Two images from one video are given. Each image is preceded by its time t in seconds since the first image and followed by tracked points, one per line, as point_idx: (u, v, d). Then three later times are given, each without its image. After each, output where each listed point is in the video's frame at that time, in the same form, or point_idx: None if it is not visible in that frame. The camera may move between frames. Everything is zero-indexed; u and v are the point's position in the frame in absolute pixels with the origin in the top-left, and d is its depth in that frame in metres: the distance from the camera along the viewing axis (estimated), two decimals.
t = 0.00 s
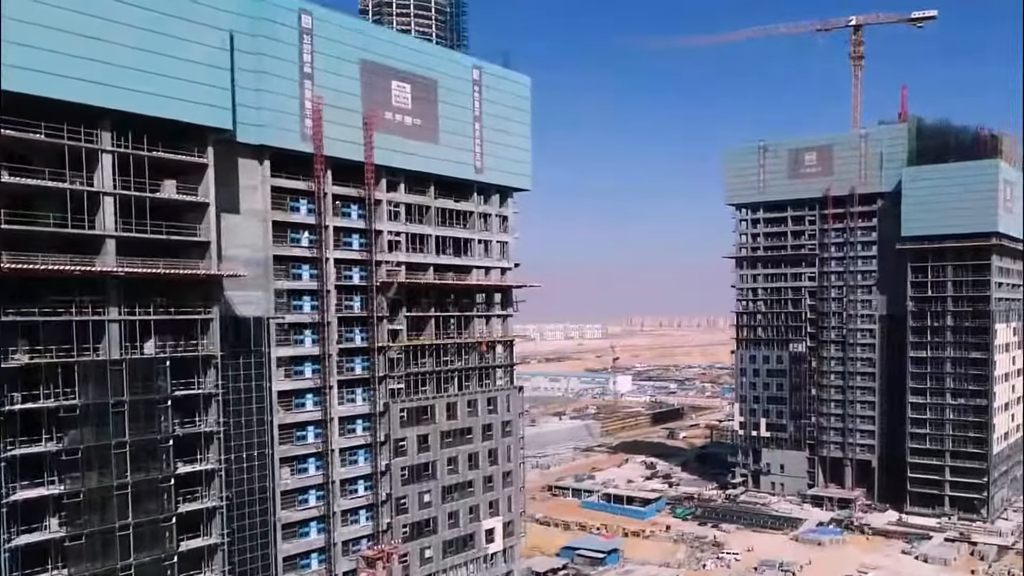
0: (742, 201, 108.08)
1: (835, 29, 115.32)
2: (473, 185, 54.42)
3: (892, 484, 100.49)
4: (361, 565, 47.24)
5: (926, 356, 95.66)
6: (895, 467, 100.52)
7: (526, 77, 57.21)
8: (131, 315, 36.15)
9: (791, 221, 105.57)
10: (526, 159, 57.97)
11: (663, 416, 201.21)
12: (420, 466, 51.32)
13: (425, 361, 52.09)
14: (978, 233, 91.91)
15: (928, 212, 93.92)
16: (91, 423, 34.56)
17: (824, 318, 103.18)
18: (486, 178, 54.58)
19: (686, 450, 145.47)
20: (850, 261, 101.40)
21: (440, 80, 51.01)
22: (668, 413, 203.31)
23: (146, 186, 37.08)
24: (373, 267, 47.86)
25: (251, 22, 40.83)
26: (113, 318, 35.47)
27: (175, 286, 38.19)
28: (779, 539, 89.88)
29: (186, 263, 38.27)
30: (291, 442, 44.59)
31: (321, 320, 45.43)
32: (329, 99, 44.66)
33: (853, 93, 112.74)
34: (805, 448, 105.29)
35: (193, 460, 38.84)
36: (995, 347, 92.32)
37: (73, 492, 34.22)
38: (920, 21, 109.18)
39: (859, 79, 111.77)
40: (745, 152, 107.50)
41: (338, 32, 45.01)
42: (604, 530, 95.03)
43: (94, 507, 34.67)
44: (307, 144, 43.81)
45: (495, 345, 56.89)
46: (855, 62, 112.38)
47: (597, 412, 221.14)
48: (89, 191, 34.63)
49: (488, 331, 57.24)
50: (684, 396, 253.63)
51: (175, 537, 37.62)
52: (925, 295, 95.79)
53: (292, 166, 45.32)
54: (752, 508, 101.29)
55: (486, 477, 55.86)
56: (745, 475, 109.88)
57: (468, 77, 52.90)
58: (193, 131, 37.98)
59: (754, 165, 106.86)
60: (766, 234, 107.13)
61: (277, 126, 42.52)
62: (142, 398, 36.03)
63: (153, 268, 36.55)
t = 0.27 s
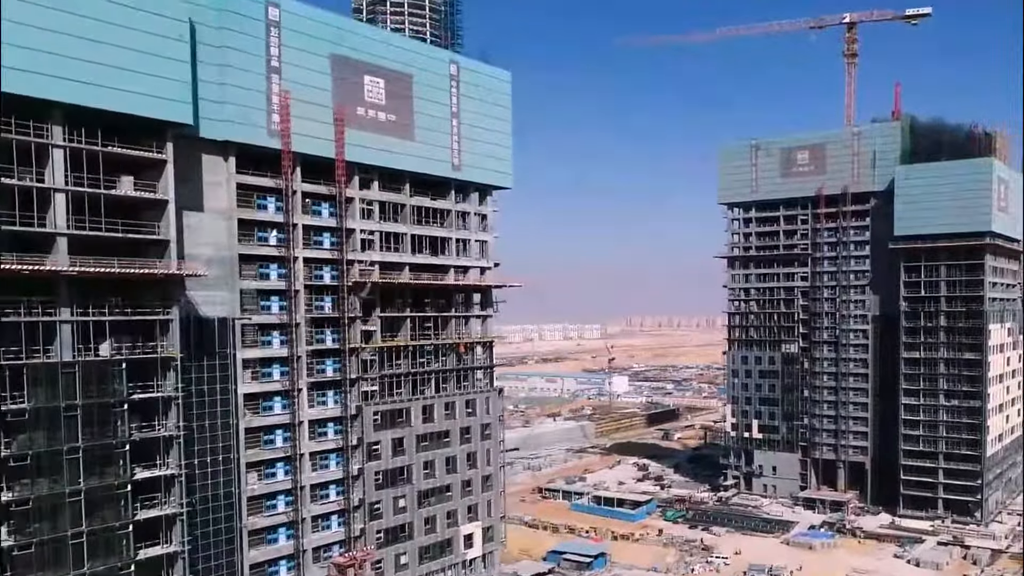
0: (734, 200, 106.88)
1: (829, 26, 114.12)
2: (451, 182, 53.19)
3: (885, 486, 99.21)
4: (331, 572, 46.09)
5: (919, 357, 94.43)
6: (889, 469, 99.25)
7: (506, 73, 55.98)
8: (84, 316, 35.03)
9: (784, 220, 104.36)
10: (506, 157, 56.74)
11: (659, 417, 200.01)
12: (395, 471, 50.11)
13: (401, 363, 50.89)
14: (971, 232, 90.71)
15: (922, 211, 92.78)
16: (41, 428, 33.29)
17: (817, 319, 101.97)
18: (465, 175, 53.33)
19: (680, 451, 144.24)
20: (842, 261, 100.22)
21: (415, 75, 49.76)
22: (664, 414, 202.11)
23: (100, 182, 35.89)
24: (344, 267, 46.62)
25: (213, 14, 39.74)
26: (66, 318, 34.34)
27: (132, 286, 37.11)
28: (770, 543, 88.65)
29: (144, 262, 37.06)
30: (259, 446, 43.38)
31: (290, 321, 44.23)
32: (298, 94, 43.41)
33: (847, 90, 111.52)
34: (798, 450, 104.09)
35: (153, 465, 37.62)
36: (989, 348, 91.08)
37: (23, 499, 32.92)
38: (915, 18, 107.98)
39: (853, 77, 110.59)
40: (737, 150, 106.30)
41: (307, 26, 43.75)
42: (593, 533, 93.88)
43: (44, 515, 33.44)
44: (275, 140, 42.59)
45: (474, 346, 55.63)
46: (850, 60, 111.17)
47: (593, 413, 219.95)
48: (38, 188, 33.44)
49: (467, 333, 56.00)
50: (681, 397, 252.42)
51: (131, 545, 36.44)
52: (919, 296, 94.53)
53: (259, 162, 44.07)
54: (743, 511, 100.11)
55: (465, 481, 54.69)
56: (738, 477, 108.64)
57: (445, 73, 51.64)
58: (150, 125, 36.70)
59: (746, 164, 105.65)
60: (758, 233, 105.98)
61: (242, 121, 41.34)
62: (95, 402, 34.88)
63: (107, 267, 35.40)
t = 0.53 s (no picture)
0: (726, 199, 105.69)
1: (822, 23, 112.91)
2: (427, 179, 52.02)
3: (878, 488, 97.94)
4: None
5: (912, 358, 93.20)
6: (882, 471, 97.98)
7: (485, 67, 54.73)
8: (35, 316, 33.88)
9: (776, 219, 103.13)
10: (486, 153, 55.54)
11: (654, 417, 198.85)
12: (368, 475, 48.91)
13: (375, 364, 49.68)
14: (965, 231, 89.49)
15: (915, 210, 91.57)
16: None
17: (809, 319, 100.79)
18: (441, 172, 52.14)
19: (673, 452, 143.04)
20: (835, 261, 99.00)
21: (388, 70, 48.55)
22: (659, 414, 200.93)
23: (52, 178, 34.76)
24: (314, 266, 45.44)
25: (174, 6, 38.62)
26: (15, 319, 33.18)
27: (86, 287, 36.01)
28: (761, 546, 87.41)
29: (99, 262, 35.88)
30: (224, 450, 42.16)
31: (257, 321, 43.07)
32: (265, 88, 42.20)
33: (840, 88, 110.29)
34: (790, 452, 102.86)
35: (110, 471, 36.41)
36: (983, 349, 89.85)
37: None
38: (909, 15, 106.76)
39: (846, 74, 109.39)
40: (729, 148, 105.09)
41: (273, 18, 42.52)
42: (581, 536, 92.69)
43: None
44: (241, 135, 41.37)
45: (452, 347, 54.41)
46: (843, 57, 109.94)
47: (589, 413, 218.87)
48: None
49: (445, 333, 54.79)
50: (677, 398, 251.25)
51: (86, 554, 35.22)
52: (912, 295, 93.29)
53: (225, 158, 42.88)
54: (734, 513, 98.90)
55: (442, 486, 53.50)
56: (730, 479, 107.45)
57: (421, 67, 50.43)
58: (106, 120, 35.49)
59: (738, 162, 104.42)
60: (750, 232, 104.81)
61: (206, 116, 40.06)
62: (46, 406, 33.71)
63: (58, 266, 34.25)
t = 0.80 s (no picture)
0: (716, 198, 104.33)
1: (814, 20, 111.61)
2: (401, 176, 50.67)
3: (871, 492, 96.46)
4: None
5: (905, 359, 91.82)
6: (875, 474, 96.54)
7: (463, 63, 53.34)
8: None
9: (767, 218, 101.75)
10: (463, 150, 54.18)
11: (649, 418, 197.46)
12: (338, 481, 47.50)
13: (346, 366, 48.27)
14: (958, 230, 88.15)
15: (908, 208, 90.20)
16: None
17: (801, 319, 99.45)
18: (415, 169, 50.77)
19: (666, 454, 141.66)
20: (826, 260, 97.62)
21: (359, 63, 47.19)
22: (654, 415, 199.64)
23: None
24: (279, 265, 44.08)
25: None
26: None
27: (32, 286, 34.86)
28: (750, 550, 86.01)
29: (47, 260, 34.61)
30: (183, 455, 40.76)
31: (218, 322, 41.70)
32: (227, 80, 40.86)
33: (833, 86, 108.97)
34: (782, 454, 101.48)
35: (60, 477, 35.04)
36: (976, 350, 88.49)
37: None
38: (902, 11, 105.43)
39: (839, 71, 108.07)
40: (720, 146, 103.68)
41: (234, 9, 41.10)
42: (569, 539, 91.33)
43: None
44: (201, 130, 40.05)
45: (427, 348, 53.03)
46: (836, 54, 108.60)
47: (583, 414, 217.64)
48: None
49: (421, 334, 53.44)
50: (673, 398, 249.94)
51: (31, 564, 33.89)
52: (904, 295, 91.92)
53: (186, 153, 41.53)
54: (725, 516, 97.52)
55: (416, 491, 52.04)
56: (721, 481, 106.09)
57: (394, 61, 49.06)
58: (54, 113, 34.22)
59: (729, 160, 103.06)
60: (741, 231, 103.41)
61: (164, 110, 38.79)
62: None
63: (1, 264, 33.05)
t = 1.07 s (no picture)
0: (708, 197, 103.06)
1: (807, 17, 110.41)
2: (375, 173, 49.48)
3: (864, 494, 95.17)
4: None
5: (897, 360, 90.50)
6: (868, 476, 95.23)
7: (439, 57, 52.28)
8: None
9: (759, 217, 100.43)
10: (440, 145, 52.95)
11: (645, 418, 196.18)
12: (308, 486, 46.14)
13: (316, 368, 46.98)
14: (951, 229, 86.87)
15: (900, 207, 88.89)
16: None
17: (793, 319, 98.18)
18: (389, 166, 49.62)
19: (659, 455, 140.44)
20: (818, 260, 96.32)
21: (329, 57, 45.93)
22: (649, 415, 198.41)
23: None
24: (245, 264, 42.86)
25: None
26: None
27: None
28: (740, 553, 84.82)
29: None
30: (143, 459, 39.49)
31: (181, 322, 40.49)
32: (188, 74, 39.65)
33: (826, 83, 107.66)
34: (774, 456, 100.27)
35: (9, 484, 33.89)
36: (969, 350, 87.19)
37: None
38: (896, 8, 104.20)
39: (832, 68, 106.84)
40: (711, 144, 102.43)
41: None
42: (557, 543, 90.14)
43: None
44: (161, 125, 38.86)
45: (401, 349, 51.75)
46: (829, 51, 107.38)
47: (579, 414, 216.52)
48: None
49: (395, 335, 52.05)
50: (670, 398, 248.69)
51: None
52: (896, 295, 90.67)
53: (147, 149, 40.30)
54: (716, 519, 96.29)
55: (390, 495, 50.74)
56: (712, 484, 104.85)
57: (366, 54, 47.81)
58: None
59: (720, 158, 101.77)
60: (732, 230, 102.11)
61: (122, 104, 37.65)
62: None
63: None
